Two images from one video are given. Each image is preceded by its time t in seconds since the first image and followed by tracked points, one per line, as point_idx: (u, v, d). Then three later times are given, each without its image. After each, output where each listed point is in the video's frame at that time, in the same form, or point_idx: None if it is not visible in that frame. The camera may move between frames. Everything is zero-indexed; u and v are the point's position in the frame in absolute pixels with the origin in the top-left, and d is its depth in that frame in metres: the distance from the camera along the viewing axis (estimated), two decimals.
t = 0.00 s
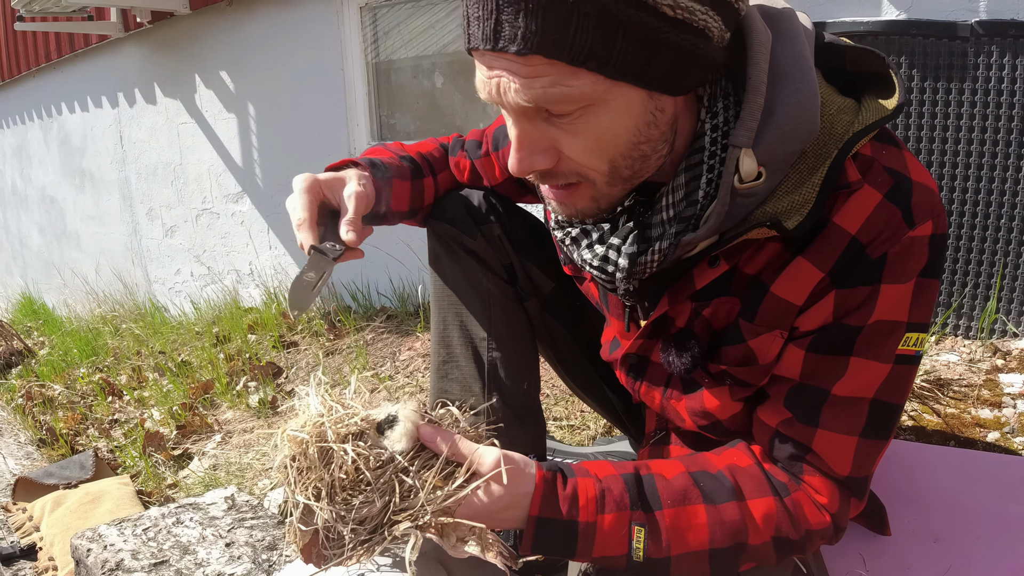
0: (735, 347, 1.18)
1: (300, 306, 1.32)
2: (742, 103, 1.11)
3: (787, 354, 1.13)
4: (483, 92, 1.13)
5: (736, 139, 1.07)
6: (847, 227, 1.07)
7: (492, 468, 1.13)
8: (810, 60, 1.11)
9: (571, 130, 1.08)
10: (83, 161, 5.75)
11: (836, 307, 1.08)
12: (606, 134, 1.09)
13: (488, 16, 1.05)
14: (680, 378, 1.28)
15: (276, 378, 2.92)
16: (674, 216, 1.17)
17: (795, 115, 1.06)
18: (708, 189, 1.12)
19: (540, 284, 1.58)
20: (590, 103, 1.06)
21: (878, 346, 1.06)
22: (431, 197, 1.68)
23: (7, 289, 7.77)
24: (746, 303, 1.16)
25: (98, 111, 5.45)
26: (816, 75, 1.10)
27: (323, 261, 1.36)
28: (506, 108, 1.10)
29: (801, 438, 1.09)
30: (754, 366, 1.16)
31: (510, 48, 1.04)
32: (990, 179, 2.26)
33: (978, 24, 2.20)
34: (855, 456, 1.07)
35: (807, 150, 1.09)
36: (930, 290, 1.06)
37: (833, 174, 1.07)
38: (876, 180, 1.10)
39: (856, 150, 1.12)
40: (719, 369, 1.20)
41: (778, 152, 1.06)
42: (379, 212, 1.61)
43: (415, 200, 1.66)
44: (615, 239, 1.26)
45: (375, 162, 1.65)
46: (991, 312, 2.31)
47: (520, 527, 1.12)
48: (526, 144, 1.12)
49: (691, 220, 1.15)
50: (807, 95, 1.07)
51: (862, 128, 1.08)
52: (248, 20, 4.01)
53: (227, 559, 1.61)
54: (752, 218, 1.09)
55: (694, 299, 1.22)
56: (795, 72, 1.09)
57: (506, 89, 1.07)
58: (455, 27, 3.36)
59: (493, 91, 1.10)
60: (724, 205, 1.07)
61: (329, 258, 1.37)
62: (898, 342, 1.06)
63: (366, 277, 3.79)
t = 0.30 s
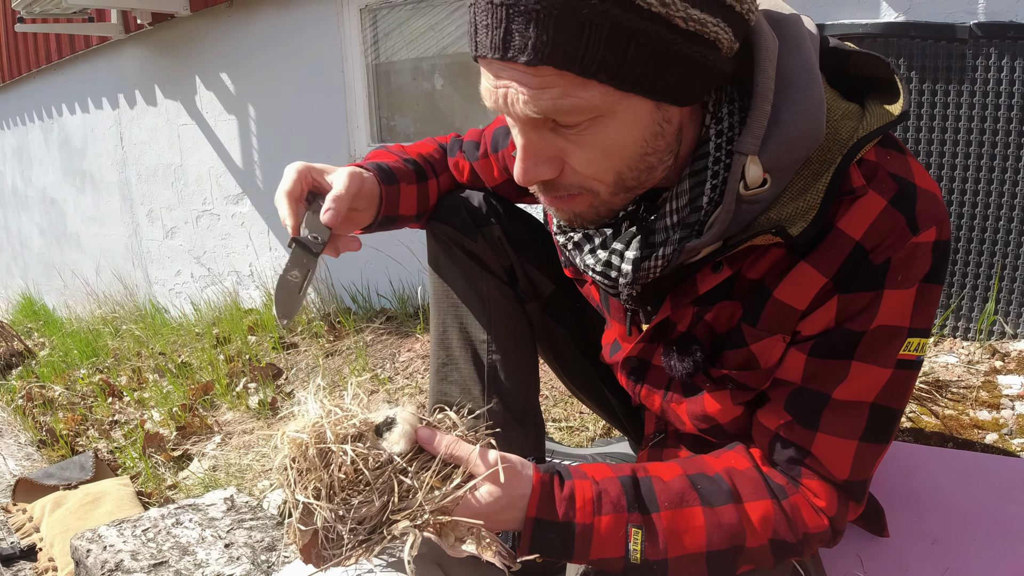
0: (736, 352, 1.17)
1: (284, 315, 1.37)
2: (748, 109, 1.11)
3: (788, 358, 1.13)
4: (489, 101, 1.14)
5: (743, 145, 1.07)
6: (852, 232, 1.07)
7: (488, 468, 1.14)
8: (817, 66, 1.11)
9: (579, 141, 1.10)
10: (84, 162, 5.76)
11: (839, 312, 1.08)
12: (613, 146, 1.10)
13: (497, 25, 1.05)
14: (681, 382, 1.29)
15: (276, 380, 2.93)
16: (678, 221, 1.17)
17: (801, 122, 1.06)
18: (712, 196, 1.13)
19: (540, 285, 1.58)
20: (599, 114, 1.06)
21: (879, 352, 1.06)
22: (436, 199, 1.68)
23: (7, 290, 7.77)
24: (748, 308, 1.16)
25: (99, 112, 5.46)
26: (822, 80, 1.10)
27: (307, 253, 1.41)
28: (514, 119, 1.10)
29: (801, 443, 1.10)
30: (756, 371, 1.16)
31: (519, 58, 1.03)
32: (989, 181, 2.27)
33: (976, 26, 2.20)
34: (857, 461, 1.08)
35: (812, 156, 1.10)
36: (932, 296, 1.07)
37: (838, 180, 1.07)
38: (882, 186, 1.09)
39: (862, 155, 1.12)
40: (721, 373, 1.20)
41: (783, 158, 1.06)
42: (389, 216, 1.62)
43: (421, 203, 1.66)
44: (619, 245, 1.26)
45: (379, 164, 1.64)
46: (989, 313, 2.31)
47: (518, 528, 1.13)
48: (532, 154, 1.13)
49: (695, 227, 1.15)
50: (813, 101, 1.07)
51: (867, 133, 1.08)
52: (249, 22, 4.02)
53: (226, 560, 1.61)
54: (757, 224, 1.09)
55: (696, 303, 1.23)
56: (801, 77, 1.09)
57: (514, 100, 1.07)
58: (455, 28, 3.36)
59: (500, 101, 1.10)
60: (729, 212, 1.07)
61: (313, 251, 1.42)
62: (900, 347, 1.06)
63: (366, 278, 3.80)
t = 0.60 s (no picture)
0: (735, 352, 1.17)
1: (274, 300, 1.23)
2: (749, 108, 1.12)
3: (786, 358, 1.13)
4: (497, 122, 1.14)
5: (743, 144, 1.08)
6: (849, 234, 1.07)
7: (483, 477, 1.14)
8: (818, 66, 1.11)
9: (591, 156, 1.10)
10: (83, 163, 5.77)
11: (836, 313, 1.09)
12: (621, 157, 1.10)
13: (502, 46, 1.04)
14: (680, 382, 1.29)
15: (275, 380, 2.93)
16: (677, 220, 1.18)
17: (802, 122, 1.06)
18: (711, 194, 1.13)
19: (540, 286, 1.59)
20: (607, 128, 1.06)
21: (876, 352, 1.07)
22: (437, 199, 1.68)
23: (6, 291, 7.78)
24: (746, 308, 1.17)
25: (99, 113, 5.46)
26: (823, 81, 1.11)
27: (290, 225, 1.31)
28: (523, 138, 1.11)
29: (797, 442, 1.10)
30: (754, 371, 1.16)
31: (527, 79, 1.03)
32: (988, 183, 2.27)
33: (974, 28, 2.21)
34: (853, 461, 1.08)
35: (812, 156, 1.10)
36: (930, 298, 1.07)
37: (837, 180, 1.07)
38: (881, 187, 1.09)
39: (861, 156, 1.13)
40: (719, 374, 1.21)
41: (784, 158, 1.06)
42: (391, 218, 1.62)
43: (423, 204, 1.66)
44: (618, 244, 1.27)
45: (379, 166, 1.64)
46: (988, 315, 2.32)
47: (513, 533, 1.14)
48: (542, 171, 1.13)
49: (694, 226, 1.16)
50: (814, 102, 1.07)
51: (866, 133, 1.08)
52: (249, 23, 4.02)
53: (225, 560, 1.61)
54: (755, 223, 1.10)
55: (695, 303, 1.23)
56: (802, 78, 1.09)
57: (523, 121, 1.08)
58: (455, 29, 3.37)
59: (508, 121, 1.10)
60: (727, 211, 1.08)
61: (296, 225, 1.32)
62: (896, 349, 1.06)
63: (366, 280, 3.81)
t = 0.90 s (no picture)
0: (733, 356, 1.18)
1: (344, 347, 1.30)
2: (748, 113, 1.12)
3: (784, 363, 1.13)
4: (493, 131, 1.14)
5: (741, 149, 1.08)
6: (847, 239, 1.07)
7: (485, 474, 1.13)
8: (817, 70, 1.11)
9: (585, 166, 1.10)
10: (82, 163, 5.76)
11: (834, 318, 1.09)
12: (619, 166, 1.10)
13: (496, 60, 1.04)
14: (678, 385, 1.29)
15: (273, 382, 2.93)
16: (675, 224, 1.19)
17: (800, 126, 1.06)
18: (708, 199, 1.14)
19: (540, 289, 1.58)
20: (604, 138, 1.06)
21: (873, 357, 1.07)
22: (436, 204, 1.69)
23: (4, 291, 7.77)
24: (745, 312, 1.17)
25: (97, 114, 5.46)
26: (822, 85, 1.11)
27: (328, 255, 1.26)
28: (519, 148, 1.11)
29: (794, 447, 1.11)
30: (752, 375, 1.16)
31: (521, 92, 1.03)
32: (986, 185, 2.27)
33: (972, 30, 2.21)
34: (851, 467, 1.08)
35: (810, 160, 1.10)
36: (928, 304, 1.07)
37: (835, 186, 1.07)
38: (879, 192, 1.09)
39: (860, 161, 1.13)
40: (718, 377, 1.21)
41: (782, 163, 1.07)
42: (395, 230, 1.63)
43: (423, 212, 1.67)
44: (616, 248, 1.27)
45: (385, 177, 1.62)
46: (985, 317, 2.32)
47: (513, 532, 1.13)
48: (539, 181, 1.13)
49: (693, 229, 1.17)
50: (813, 106, 1.07)
51: (865, 138, 1.08)
52: (247, 24, 4.02)
53: (223, 562, 1.61)
54: (753, 227, 1.10)
55: (694, 307, 1.23)
56: (800, 83, 1.09)
57: (517, 132, 1.08)
58: (454, 30, 3.37)
59: (503, 131, 1.11)
60: (725, 215, 1.09)
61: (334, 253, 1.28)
62: (895, 355, 1.06)
63: (365, 282, 3.83)
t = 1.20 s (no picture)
0: (733, 358, 1.17)
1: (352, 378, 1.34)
2: (746, 115, 1.12)
3: (783, 366, 1.13)
4: (489, 128, 1.14)
5: (739, 151, 1.08)
6: (847, 241, 1.07)
7: (485, 472, 1.13)
8: (815, 72, 1.10)
9: (580, 163, 1.10)
10: (80, 163, 5.76)
11: (834, 321, 1.09)
12: (615, 165, 1.10)
13: (491, 55, 1.04)
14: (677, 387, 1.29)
15: (272, 382, 2.92)
16: (674, 226, 1.18)
17: (798, 129, 1.06)
18: (707, 201, 1.13)
19: (539, 290, 1.57)
20: (599, 136, 1.06)
21: (873, 360, 1.06)
22: (438, 207, 1.66)
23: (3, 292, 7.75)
24: (744, 315, 1.16)
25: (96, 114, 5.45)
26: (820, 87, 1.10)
27: (336, 277, 1.25)
28: (513, 144, 1.11)
29: (794, 450, 1.10)
30: (751, 378, 1.16)
31: (515, 87, 1.03)
32: (986, 186, 2.27)
33: (973, 31, 2.21)
34: (850, 469, 1.08)
35: (809, 163, 1.10)
36: (929, 306, 1.07)
37: (834, 187, 1.07)
38: (878, 194, 1.09)
39: (859, 163, 1.12)
40: (716, 379, 1.20)
41: (781, 165, 1.06)
42: (403, 240, 1.61)
43: (426, 218, 1.64)
44: (614, 250, 1.27)
45: (389, 186, 1.59)
46: (985, 318, 2.32)
47: (514, 530, 1.13)
48: (533, 178, 1.13)
49: (691, 232, 1.16)
50: (811, 107, 1.06)
51: (864, 140, 1.08)
52: (246, 24, 4.02)
53: (222, 562, 1.61)
54: (752, 230, 1.10)
55: (693, 309, 1.23)
56: (799, 85, 1.09)
57: (511, 128, 1.08)
58: (454, 30, 3.37)
59: (498, 128, 1.11)
60: (724, 218, 1.08)
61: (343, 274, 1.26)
62: (895, 357, 1.06)
63: (364, 283, 3.83)
